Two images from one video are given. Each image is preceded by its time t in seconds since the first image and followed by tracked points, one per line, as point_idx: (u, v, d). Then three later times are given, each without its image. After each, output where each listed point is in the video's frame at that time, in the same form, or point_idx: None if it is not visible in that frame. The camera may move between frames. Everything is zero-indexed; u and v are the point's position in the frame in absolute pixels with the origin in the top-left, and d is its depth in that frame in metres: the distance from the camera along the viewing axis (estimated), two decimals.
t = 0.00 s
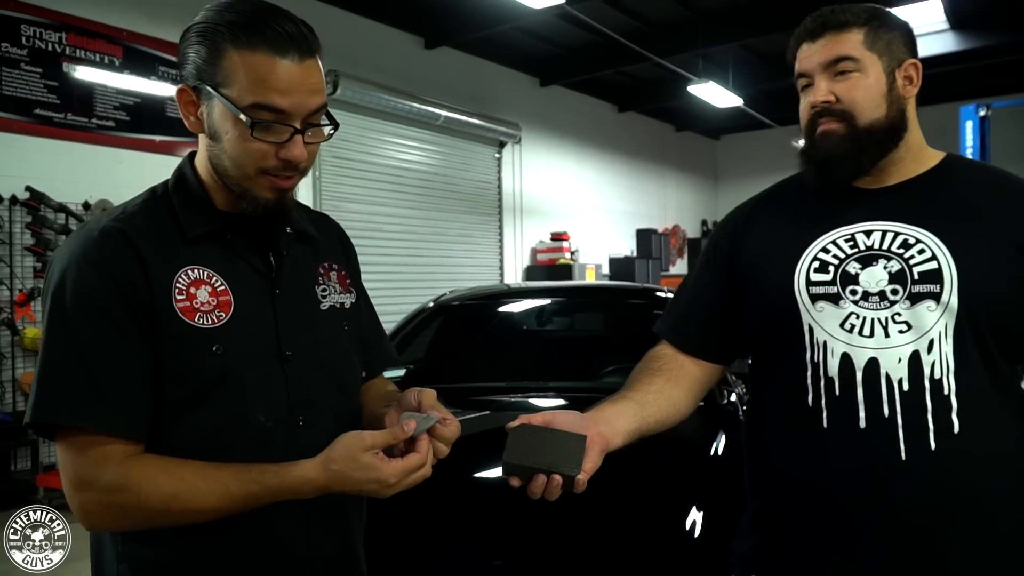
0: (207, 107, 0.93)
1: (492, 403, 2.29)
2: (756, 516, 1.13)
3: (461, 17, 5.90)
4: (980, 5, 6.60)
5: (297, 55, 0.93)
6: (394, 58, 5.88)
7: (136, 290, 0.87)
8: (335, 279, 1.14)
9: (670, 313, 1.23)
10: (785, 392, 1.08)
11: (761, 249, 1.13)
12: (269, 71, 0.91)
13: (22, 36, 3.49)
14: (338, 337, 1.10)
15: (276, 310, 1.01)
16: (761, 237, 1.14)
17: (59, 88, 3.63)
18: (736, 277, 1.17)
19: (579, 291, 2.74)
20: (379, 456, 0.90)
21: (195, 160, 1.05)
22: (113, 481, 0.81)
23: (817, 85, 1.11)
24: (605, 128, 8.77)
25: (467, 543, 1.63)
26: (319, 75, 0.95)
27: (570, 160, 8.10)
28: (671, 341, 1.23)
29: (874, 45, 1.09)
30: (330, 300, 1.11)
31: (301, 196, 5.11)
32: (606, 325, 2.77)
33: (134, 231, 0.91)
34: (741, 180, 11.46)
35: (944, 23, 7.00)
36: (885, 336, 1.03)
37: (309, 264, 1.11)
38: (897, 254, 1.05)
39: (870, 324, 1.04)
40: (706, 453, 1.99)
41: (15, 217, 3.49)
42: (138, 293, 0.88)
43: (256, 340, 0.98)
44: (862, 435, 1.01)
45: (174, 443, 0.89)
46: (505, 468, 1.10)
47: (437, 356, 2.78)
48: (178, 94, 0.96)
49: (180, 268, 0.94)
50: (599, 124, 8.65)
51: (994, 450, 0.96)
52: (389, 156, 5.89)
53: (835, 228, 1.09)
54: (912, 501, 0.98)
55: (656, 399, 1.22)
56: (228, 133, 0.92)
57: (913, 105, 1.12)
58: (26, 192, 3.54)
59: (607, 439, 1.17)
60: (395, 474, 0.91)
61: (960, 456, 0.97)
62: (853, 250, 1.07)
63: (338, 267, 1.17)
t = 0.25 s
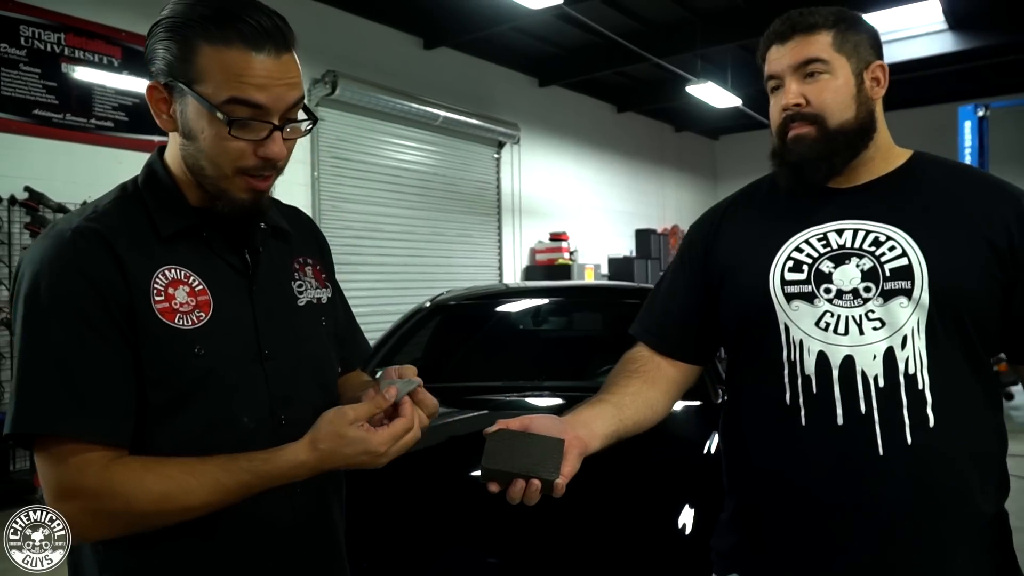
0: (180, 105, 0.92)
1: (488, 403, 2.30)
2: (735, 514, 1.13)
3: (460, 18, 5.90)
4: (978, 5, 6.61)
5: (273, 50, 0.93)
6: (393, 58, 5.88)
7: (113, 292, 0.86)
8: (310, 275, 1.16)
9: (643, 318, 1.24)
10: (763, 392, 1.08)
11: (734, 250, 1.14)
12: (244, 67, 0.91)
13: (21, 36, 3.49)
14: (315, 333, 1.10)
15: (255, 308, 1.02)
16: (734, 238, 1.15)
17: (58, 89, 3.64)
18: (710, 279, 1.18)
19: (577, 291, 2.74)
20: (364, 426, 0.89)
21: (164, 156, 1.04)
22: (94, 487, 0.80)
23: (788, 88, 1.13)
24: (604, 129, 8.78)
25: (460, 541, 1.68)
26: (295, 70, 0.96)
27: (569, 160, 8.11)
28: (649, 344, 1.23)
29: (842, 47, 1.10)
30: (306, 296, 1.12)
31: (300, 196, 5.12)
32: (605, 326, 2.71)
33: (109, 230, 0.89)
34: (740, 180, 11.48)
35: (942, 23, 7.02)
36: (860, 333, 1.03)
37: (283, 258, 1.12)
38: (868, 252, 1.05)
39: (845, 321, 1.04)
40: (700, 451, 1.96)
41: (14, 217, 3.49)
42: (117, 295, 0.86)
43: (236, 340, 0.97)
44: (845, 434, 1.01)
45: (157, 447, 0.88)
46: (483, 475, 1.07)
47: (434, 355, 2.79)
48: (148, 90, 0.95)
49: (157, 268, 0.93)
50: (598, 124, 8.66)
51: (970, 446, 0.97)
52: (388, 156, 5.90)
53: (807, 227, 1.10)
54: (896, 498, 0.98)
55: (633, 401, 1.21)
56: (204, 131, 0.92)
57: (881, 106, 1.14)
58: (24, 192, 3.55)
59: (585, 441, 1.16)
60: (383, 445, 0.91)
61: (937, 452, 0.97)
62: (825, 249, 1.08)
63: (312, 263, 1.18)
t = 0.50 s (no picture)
0: (161, 111, 0.94)
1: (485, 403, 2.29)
2: (717, 514, 1.14)
3: (459, 19, 5.92)
4: (976, 7, 6.63)
5: (255, 59, 0.94)
6: (391, 59, 5.89)
7: (95, 301, 0.87)
8: (290, 276, 1.17)
9: (627, 320, 1.26)
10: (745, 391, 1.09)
11: (715, 252, 1.16)
12: (226, 75, 0.92)
13: (20, 37, 3.50)
14: (296, 335, 1.12)
15: (237, 312, 1.03)
16: (716, 240, 1.16)
17: (56, 89, 3.65)
18: (693, 280, 1.19)
19: (572, 291, 2.72)
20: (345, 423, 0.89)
21: (145, 157, 1.05)
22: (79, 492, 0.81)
23: (763, 98, 1.14)
24: (603, 129, 8.78)
25: (453, 539, 1.70)
26: (277, 78, 0.97)
27: (568, 160, 8.12)
28: (633, 345, 1.24)
29: (814, 57, 1.11)
30: (286, 299, 1.13)
31: (298, 197, 5.13)
32: (605, 326, 2.67)
33: (90, 235, 0.90)
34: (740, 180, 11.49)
35: (940, 24, 7.02)
36: (839, 334, 1.04)
37: (265, 261, 1.13)
38: (847, 254, 1.06)
39: (824, 322, 1.06)
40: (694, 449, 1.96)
41: (12, 217, 3.46)
42: (97, 304, 0.87)
43: (218, 345, 0.99)
44: (824, 434, 1.02)
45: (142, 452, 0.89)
46: (465, 473, 1.08)
47: (431, 356, 2.81)
48: (128, 94, 0.96)
49: (139, 274, 0.93)
50: (598, 124, 8.68)
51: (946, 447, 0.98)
52: (387, 157, 5.91)
53: (788, 230, 1.11)
54: (875, 499, 0.99)
55: (615, 402, 1.23)
56: (186, 139, 0.93)
57: (856, 112, 1.15)
58: (23, 193, 3.56)
59: (568, 440, 1.17)
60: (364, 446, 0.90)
61: (913, 454, 0.98)
62: (805, 251, 1.09)
63: (293, 264, 1.20)
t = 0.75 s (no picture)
0: (157, 104, 0.94)
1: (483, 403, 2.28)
2: (711, 511, 1.14)
3: (459, 19, 5.92)
4: (976, 6, 6.63)
5: (251, 51, 0.95)
6: (392, 58, 5.89)
7: (89, 299, 0.87)
8: (284, 273, 1.18)
9: (622, 317, 1.26)
10: (738, 387, 1.09)
11: (710, 249, 1.16)
12: (221, 67, 0.93)
13: (20, 37, 3.51)
14: (290, 333, 1.13)
15: (231, 309, 1.03)
16: (710, 237, 1.17)
17: (56, 89, 3.65)
18: (688, 278, 1.19)
19: (570, 290, 2.69)
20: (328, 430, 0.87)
21: (140, 154, 1.05)
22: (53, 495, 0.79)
23: (754, 99, 1.14)
24: (603, 129, 8.79)
25: (451, 536, 1.70)
26: (272, 69, 0.98)
27: (568, 160, 8.11)
28: (627, 343, 1.25)
29: (804, 58, 1.11)
30: (280, 296, 1.14)
31: (298, 196, 5.13)
32: (604, 325, 2.68)
33: (82, 230, 0.90)
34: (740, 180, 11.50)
35: (940, 24, 7.03)
36: (832, 329, 1.05)
37: (259, 258, 1.14)
38: (841, 250, 1.07)
39: (817, 318, 1.06)
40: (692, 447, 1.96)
41: (13, 217, 3.45)
42: (89, 302, 0.87)
43: (212, 341, 0.99)
44: (817, 430, 1.02)
45: (134, 449, 0.90)
46: (459, 463, 1.09)
47: (430, 355, 2.80)
48: (123, 89, 0.96)
49: (133, 271, 0.94)
50: (598, 124, 8.69)
51: (937, 444, 0.98)
52: (388, 157, 5.92)
53: (781, 228, 1.11)
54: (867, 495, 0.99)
55: (610, 399, 1.23)
56: (183, 131, 0.93)
57: (847, 112, 1.15)
58: (23, 192, 3.56)
59: (561, 433, 1.18)
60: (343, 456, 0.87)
61: (905, 450, 0.98)
62: (799, 247, 1.09)
63: (287, 262, 1.21)
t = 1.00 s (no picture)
0: (161, 101, 0.94)
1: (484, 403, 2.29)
2: (712, 512, 1.14)
3: (460, 19, 5.93)
4: (977, 6, 6.63)
5: (253, 47, 0.95)
6: (393, 59, 5.90)
7: (90, 293, 0.87)
8: (292, 273, 1.18)
9: (624, 319, 1.27)
10: (740, 387, 1.10)
11: (711, 251, 1.16)
12: (225, 63, 0.93)
13: (23, 37, 3.51)
14: (296, 331, 1.13)
15: (236, 305, 1.04)
16: (712, 239, 1.17)
17: (59, 89, 3.66)
18: (690, 280, 1.20)
19: (571, 290, 2.71)
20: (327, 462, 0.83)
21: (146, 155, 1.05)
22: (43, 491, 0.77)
23: (754, 102, 1.14)
24: (604, 129, 8.79)
25: (450, 536, 1.70)
26: (275, 67, 0.98)
27: (569, 160, 8.11)
28: (629, 344, 1.25)
29: (803, 61, 1.12)
30: (288, 295, 1.15)
31: (299, 196, 5.14)
32: (605, 326, 2.69)
33: (86, 227, 0.91)
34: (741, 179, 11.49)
35: (942, 23, 7.03)
36: (834, 331, 1.05)
37: (266, 257, 1.15)
38: (843, 253, 1.07)
39: (820, 319, 1.06)
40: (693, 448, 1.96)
41: (16, 217, 3.45)
42: (91, 298, 0.87)
43: (215, 340, 0.99)
44: (820, 432, 1.02)
45: (137, 447, 0.90)
46: (460, 461, 1.09)
47: (431, 355, 2.80)
48: (128, 87, 0.97)
49: (137, 264, 0.94)
50: (599, 124, 8.69)
51: (939, 443, 0.99)
52: (390, 157, 5.93)
53: (783, 230, 1.12)
54: (868, 496, 0.99)
55: (612, 399, 1.23)
56: (186, 127, 0.93)
57: (846, 114, 1.16)
58: (25, 192, 3.56)
59: (563, 432, 1.18)
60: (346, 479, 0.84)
61: (908, 450, 0.98)
62: (801, 249, 1.09)
63: (293, 261, 1.21)
